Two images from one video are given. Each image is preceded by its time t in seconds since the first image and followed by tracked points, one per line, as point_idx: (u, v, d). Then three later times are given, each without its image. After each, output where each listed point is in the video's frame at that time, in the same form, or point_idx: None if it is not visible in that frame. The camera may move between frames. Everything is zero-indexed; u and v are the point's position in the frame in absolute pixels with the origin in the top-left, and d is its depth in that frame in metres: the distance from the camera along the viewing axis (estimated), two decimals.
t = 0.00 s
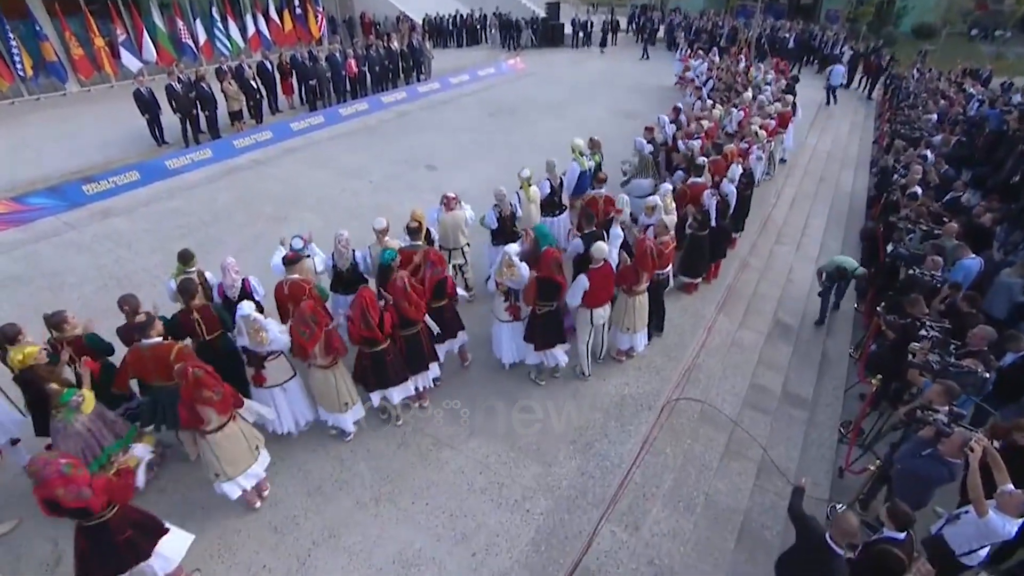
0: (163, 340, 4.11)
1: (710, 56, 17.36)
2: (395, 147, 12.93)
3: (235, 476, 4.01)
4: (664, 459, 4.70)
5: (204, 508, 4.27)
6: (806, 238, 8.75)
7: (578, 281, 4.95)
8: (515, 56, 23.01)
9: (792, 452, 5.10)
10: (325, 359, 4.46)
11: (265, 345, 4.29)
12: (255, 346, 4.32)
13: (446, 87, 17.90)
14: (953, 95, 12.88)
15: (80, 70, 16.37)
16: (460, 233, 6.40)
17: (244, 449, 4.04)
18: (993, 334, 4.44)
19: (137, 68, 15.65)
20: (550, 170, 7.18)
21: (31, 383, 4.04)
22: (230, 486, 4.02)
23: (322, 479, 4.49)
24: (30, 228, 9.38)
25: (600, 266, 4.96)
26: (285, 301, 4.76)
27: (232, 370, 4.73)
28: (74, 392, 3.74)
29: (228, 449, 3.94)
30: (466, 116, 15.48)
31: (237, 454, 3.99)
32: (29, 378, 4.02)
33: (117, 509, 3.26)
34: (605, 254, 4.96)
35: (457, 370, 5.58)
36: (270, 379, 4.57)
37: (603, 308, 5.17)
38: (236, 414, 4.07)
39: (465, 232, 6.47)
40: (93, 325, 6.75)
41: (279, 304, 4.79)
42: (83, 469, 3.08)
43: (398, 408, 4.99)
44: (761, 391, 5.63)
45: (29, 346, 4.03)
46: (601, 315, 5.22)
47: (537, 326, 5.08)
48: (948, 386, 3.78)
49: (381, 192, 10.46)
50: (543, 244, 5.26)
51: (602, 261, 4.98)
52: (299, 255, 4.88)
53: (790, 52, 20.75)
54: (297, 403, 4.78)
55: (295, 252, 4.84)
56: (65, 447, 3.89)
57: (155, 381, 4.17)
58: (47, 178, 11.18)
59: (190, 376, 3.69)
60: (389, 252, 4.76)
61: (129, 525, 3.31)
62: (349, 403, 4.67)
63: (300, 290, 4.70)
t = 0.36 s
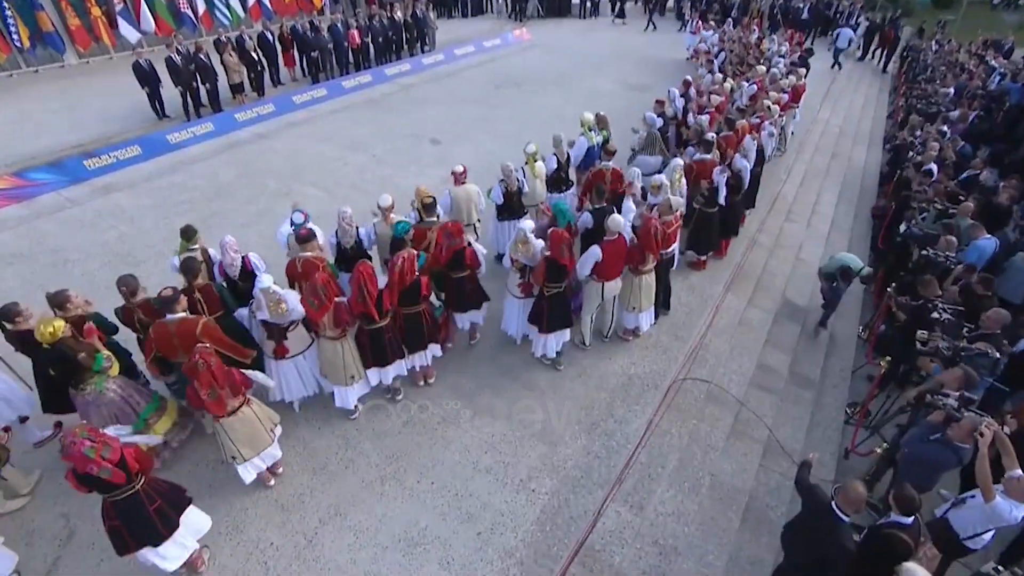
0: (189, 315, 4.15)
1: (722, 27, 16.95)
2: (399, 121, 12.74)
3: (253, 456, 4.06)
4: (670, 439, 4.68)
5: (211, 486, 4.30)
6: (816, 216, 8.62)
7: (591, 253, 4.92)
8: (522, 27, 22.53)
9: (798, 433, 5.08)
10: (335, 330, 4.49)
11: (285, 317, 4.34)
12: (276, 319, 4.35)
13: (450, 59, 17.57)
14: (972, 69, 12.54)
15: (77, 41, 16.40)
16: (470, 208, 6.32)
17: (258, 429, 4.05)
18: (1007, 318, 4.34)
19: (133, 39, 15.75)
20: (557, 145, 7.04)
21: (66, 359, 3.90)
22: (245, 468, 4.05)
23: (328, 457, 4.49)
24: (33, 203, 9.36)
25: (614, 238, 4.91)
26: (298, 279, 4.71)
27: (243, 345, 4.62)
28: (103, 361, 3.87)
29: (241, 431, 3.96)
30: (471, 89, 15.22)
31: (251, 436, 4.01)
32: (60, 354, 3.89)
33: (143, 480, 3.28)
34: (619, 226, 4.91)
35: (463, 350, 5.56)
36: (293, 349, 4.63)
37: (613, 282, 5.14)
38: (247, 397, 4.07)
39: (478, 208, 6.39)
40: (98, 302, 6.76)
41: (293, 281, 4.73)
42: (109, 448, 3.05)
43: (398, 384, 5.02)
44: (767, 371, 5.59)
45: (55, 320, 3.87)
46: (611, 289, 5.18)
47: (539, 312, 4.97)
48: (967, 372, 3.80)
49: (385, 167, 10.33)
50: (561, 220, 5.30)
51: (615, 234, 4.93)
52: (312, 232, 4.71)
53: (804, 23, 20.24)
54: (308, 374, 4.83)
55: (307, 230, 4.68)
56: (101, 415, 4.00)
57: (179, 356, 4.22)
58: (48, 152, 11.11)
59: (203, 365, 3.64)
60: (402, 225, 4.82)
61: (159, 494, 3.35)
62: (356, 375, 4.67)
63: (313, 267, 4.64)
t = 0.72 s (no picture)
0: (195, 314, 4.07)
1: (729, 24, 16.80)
2: (403, 118, 12.66)
3: (253, 463, 4.02)
4: (676, 444, 4.62)
5: (210, 490, 4.26)
6: (824, 216, 8.52)
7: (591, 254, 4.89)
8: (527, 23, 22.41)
9: (805, 438, 5.00)
10: (336, 327, 4.49)
11: (294, 315, 4.35)
12: (291, 315, 4.37)
13: (455, 55, 17.47)
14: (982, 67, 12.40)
15: (81, 37, 16.32)
16: (480, 205, 6.23)
17: (263, 435, 4.00)
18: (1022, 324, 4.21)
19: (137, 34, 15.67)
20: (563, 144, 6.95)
21: (86, 356, 3.68)
22: (245, 473, 4.04)
23: (328, 461, 4.45)
24: (36, 199, 9.34)
25: (616, 241, 4.86)
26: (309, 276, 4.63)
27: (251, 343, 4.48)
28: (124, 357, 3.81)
29: (246, 438, 3.94)
30: (476, 85, 15.12)
31: (253, 443, 3.97)
32: (79, 352, 3.68)
33: (136, 487, 3.23)
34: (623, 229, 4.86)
35: (467, 352, 5.50)
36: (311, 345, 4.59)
37: (614, 284, 5.08)
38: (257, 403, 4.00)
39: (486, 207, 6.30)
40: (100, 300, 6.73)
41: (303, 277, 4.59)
42: (96, 459, 2.97)
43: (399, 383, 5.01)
44: (774, 374, 5.51)
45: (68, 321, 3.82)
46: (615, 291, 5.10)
47: (549, 315, 4.94)
48: (986, 381, 3.69)
49: (389, 164, 10.26)
50: (573, 222, 5.36)
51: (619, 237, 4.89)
52: (327, 231, 4.72)
53: (811, 19, 20.08)
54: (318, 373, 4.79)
55: (323, 229, 4.70)
56: (126, 413, 3.99)
57: (185, 356, 4.12)
58: (51, 148, 11.08)
59: (209, 372, 3.62)
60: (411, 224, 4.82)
61: (153, 501, 3.30)
62: (357, 368, 4.71)
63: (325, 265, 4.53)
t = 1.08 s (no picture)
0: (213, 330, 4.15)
1: (736, 42, 16.87)
2: (410, 134, 12.70)
3: (268, 477, 3.97)
4: (685, 471, 4.49)
5: (207, 514, 4.16)
6: (833, 236, 8.43)
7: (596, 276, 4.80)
8: (534, 40, 22.60)
9: (819, 465, 4.85)
10: (344, 342, 4.38)
11: (300, 332, 4.32)
12: (295, 332, 4.33)
13: (462, 72, 17.60)
14: (992, 86, 12.35)
15: (96, 54, 16.59)
16: (483, 224, 6.14)
17: (281, 451, 3.94)
18: None
19: (152, 51, 15.79)
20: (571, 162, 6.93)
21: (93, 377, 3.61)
22: (258, 487, 3.98)
23: (329, 485, 4.35)
24: (44, 214, 9.38)
25: (620, 263, 4.78)
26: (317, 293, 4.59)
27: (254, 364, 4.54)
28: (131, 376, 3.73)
29: (263, 453, 3.88)
30: (483, 103, 15.19)
31: (271, 460, 3.92)
32: (88, 373, 3.70)
33: (126, 519, 3.14)
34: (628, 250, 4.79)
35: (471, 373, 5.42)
36: (312, 364, 4.59)
37: (619, 306, 5.00)
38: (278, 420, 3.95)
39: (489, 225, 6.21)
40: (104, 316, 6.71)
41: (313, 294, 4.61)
42: (81, 494, 2.89)
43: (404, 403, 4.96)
44: (786, 399, 5.38)
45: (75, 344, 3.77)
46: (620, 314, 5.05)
47: (549, 341, 4.82)
48: (1010, 409, 3.57)
49: (395, 181, 10.26)
50: (578, 241, 5.41)
51: (624, 259, 4.81)
52: (336, 248, 4.67)
53: (818, 38, 20.17)
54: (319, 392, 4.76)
55: (331, 246, 4.65)
56: (136, 434, 3.91)
57: (204, 371, 4.24)
58: (61, 163, 11.17)
59: (233, 387, 3.58)
60: (421, 246, 4.82)
61: (142, 533, 3.20)
62: (365, 386, 4.63)
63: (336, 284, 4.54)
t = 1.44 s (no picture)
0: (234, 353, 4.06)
1: (740, 69, 16.98)
2: (416, 160, 12.75)
3: (287, 499, 4.01)
4: (695, 509, 4.33)
5: (200, 550, 4.02)
6: (843, 263, 8.32)
7: (602, 308, 4.74)
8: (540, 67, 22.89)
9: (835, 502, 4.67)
10: (352, 370, 4.31)
11: (301, 358, 4.23)
12: (291, 359, 4.25)
13: (469, 99, 17.77)
14: (998, 113, 12.34)
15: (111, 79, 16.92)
16: (479, 255, 6.08)
17: (297, 475, 3.97)
18: None
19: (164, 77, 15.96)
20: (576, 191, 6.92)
21: (87, 410, 3.46)
22: (277, 508, 4.02)
23: (326, 521, 4.21)
24: (50, 236, 9.40)
25: (628, 294, 4.71)
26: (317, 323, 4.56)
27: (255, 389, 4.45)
28: (125, 409, 3.62)
29: (279, 477, 3.91)
30: (490, 129, 15.28)
31: (288, 483, 3.95)
32: (82, 405, 3.45)
33: (111, 563, 3.02)
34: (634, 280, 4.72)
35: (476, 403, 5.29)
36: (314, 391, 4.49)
37: (628, 337, 4.91)
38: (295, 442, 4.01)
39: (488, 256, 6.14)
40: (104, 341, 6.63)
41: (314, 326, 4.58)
42: (60, 537, 2.80)
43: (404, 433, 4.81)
44: (799, 432, 5.20)
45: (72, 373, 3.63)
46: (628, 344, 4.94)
47: (546, 373, 4.73)
48: None
49: (400, 206, 10.25)
50: (589, 267, 5.35)
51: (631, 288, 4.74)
52: (332, 274, 4.61)
53: (822, 66, 20.34)
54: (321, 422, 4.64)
55: (327, 272, 4.56)
56: (132, 466, 3.78)
57: (224, 397, 4.11)
58: (69, 186, 11.25)
59: (253, 408, 3.63)
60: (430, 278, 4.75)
61: None
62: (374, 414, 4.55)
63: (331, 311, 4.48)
